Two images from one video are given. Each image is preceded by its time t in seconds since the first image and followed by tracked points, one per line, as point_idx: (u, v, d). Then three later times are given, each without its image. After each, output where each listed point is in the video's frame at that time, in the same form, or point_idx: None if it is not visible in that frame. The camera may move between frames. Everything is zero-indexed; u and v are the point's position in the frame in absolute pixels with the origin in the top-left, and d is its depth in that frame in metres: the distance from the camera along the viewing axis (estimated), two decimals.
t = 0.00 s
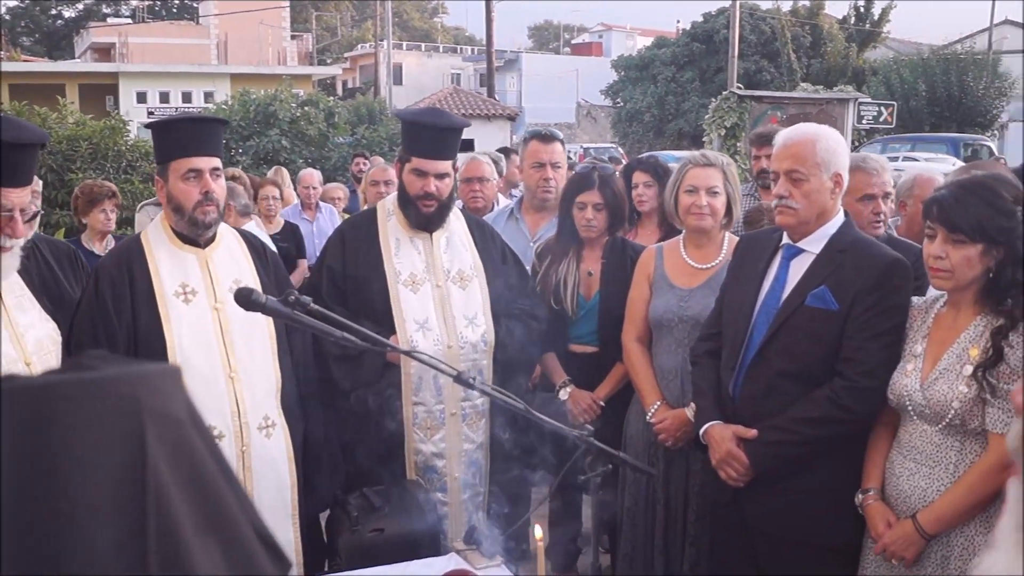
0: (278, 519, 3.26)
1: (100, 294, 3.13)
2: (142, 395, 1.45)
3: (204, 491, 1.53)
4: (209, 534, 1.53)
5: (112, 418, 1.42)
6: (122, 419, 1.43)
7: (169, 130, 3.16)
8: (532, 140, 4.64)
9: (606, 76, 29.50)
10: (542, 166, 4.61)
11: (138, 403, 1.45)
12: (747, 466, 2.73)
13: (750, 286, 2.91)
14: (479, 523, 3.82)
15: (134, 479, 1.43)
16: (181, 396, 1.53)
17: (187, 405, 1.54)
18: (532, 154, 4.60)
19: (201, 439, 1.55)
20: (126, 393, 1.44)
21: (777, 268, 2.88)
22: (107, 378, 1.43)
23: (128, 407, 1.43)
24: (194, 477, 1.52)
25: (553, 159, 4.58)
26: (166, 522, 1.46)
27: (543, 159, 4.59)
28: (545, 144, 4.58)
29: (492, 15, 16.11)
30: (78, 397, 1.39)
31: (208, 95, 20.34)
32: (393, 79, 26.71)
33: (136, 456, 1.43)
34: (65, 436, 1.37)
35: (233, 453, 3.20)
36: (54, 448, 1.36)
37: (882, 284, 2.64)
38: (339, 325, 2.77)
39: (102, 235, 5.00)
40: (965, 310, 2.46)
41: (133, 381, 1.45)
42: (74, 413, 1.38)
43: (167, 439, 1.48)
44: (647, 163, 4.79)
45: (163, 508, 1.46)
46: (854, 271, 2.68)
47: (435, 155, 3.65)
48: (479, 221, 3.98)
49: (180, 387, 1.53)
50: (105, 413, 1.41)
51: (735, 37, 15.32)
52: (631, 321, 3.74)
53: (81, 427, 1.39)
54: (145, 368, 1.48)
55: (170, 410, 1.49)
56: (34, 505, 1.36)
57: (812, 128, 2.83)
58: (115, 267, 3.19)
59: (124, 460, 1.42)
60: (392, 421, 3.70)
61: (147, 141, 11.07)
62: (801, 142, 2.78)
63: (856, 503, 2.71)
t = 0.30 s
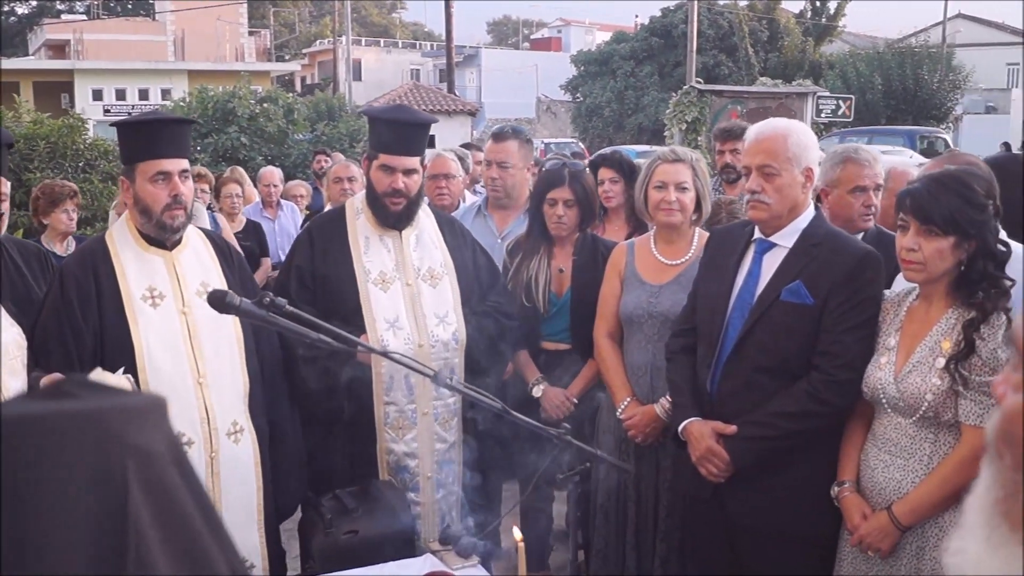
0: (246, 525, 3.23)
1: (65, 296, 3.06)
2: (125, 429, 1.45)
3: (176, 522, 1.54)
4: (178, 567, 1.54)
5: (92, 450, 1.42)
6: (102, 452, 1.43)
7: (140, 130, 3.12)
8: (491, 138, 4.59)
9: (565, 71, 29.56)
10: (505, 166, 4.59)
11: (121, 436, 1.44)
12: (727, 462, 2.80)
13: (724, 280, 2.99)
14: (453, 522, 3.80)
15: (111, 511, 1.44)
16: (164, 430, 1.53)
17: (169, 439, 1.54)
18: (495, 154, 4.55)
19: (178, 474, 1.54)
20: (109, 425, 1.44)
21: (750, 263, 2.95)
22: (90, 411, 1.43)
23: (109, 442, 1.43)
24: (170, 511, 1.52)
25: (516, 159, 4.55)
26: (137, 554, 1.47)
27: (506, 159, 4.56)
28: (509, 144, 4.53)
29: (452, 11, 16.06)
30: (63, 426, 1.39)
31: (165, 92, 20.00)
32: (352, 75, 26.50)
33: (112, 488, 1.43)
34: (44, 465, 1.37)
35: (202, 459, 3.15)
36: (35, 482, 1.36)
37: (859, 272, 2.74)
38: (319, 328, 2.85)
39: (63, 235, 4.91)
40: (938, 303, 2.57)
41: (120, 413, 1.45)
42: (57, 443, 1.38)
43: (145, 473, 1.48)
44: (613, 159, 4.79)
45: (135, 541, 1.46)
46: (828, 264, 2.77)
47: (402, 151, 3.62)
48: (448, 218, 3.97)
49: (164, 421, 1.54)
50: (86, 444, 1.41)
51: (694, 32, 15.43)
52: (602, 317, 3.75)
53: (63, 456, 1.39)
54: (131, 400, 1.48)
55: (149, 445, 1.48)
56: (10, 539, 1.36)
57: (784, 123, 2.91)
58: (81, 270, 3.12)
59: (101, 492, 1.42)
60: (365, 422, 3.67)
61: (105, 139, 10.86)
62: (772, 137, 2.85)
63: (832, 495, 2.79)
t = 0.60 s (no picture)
0: (222, 529, 3.21)
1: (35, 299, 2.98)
2: (72, 453, 1.45)
3: (128, 555, 1.51)
4: None
5: (33, 472, 1.42)
6: (44, 474, 1.43)
7: (117, 133, 3.11)
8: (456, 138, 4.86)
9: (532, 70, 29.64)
10: (466, 164, 4.87)
11: (66, 460, 1.44)
12: (708, 462, 2.86)
13: (703, 278, 3.05)
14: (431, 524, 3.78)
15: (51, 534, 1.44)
16: (117, 455, 1.51)
17: (124, 464, 1.53)
18: (455, 152, 4.86)
19: (133, 500, 1.53)
20: (53, 448, 1.44)
21: (729, 264, 3.02)
22: (33, 434, 1.43)
23: (57, 464, 1.44)
24: (120, 540, 1.50)
25: (474, 159, 4.84)
26: (81, 575, 1.46)
27: (465, 158, 4.86)
28: (467, 143, 4.83)
29: (419, 9, 15.99)
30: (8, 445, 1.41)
31: (129, 90, 19.73)
32: (319, 73, 26.33)
33: (53, 512, 1.43)
34: None
35: (178, 464, 3.11)
36: None
37: (837, 272, 2.80)
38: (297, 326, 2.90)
39: (26, 234, 4.84)
40: (914, 302, 2.65)
41: (66, 436, 1.45)
42: None
43: (92, 496, 1.47)
44: (585, 159, 4.79)
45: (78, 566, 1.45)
46: (807, 263, 2.84)
47: (377, 149, 3.59)
48: (424, 218, 3.94)
49: (118, 445, 1.52)
50: (28, 466, 1.42)
51: (661, 31, 15.51)
52: (578, 317, 3.76)
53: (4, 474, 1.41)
54: (85, 422, 1.48)
55: (97, 471, 1.47)
56: None
57: (762, 123, 2.99)
58: (52, 271, 3.06)
59: (40, 514, 1.43)
60: (341, 423, 3.65)
61: (70, 137, 10.68)
62: (749, 138, 2.93)
63: (812, 494, 2.85)
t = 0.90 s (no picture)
0: (191, 534, 3.15)
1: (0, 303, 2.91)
2: (53, 472, 1.55)
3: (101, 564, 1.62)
4: None
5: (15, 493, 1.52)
6: (23, 491, 1.53)
7: (88, 137, 3.06)
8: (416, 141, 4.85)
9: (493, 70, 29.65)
10: (426, 166, 4.86)
11: (48, 480, 1.55)
12: (681, 465, 2.88)
13: (675, 280, 3.08)
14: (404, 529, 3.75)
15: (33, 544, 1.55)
16: (91, 474, 1.62)
17: (98, 483, 1.64)
18: (415, 155, 4.85)
19: (108, 514, 1.64)
20: (35, 468, 1.54)
21: (700, 266, 3.05)
22: (12, 452, 1.53)
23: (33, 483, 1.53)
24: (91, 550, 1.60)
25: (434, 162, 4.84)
26: None
27: (425, 161, 4.85)
28: (427, 146, 4.82)
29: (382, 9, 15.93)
30: None
31: (86, 90, 19.38)
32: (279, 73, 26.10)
33: (26, 527, 1.54)
34: None
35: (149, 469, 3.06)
36: None
37: (805, 275, 2.85)
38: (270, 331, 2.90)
39: None
40: (887, 303, 2.72)
41: (44, 453, 1.55)
42: None
43: (68, 512, 1.58)
44: (552, 160, 4.77)
45: None
46: (778, 264, 2.89)
47: (348, 152, 3.57)
48: (395, 221, 3.92)
49: (92, 464, 1.63)
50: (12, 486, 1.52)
51: (623, 32, 15.62)
52: (549, 319, 3.77)
53: None
54: (63, 441, 1.58)
55: (74, 490, 1.58)
56: None
57: (732, 125, 3.01)
58: (17, 276, 3.00)
59: (17, 527, 1.54)
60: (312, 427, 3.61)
61: (28, 139, 10.48)
62: (720, 141, 2.95)
63: (785, 494, 2.90)
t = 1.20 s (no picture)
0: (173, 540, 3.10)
1: None
2: (102, 478, 1.49)
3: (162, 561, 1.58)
4: None
5: (67, 501, 1.46)
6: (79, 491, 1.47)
7: (54, 144, 3.01)
8: (376, 145, 4.84)
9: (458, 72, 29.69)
10: (386, 171, 4.84)
11: (100, 487, 1.48)
12: (655, 465, 2.91)
13: (648, 280, 3.11)
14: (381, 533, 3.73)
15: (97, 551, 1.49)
16: (138, 470, 1.56)
17: (147, 479, 1.58)
18: (375, 160, 4.83)
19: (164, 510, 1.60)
20: (82, 475, 1.47)
21: (672, 266, 3.09)
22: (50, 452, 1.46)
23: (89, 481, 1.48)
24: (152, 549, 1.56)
25: (395, 166, 4.82)
26: None
27: (386, 165, 4.83)
28: (388, 151, 4.82)
29: (347, 12, 15.90)
30: (41, 479, 1.44)
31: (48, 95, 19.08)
32: (244, 76, 25.91)
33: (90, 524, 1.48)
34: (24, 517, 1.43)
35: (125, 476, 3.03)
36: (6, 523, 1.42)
37: (777, 275, 2.89)
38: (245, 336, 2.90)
39: None
40: (860, 299, 2.77)
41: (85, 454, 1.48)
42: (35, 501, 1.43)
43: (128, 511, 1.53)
44: (522, 162, 4.78)
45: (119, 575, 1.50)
46: (751, 264, 2.93)
47: (320, 155, 3.56)
48: (369, 225, 3.91)
49: (136, 459, 1.57)
50: (64, 500, 1.46)
51: (588, 32, 15.70)
52: (522, 321, 3.79)
53: (41, 507, 1.44)
54: (102, 442, 1.52)
55: (129, 491, 1.52)
56: None
57: (703, 125, 3.04)
58: None
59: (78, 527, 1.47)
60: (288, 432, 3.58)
61: None
62: (691, 141, 2.98)
63: (761, 490, 2.94)
